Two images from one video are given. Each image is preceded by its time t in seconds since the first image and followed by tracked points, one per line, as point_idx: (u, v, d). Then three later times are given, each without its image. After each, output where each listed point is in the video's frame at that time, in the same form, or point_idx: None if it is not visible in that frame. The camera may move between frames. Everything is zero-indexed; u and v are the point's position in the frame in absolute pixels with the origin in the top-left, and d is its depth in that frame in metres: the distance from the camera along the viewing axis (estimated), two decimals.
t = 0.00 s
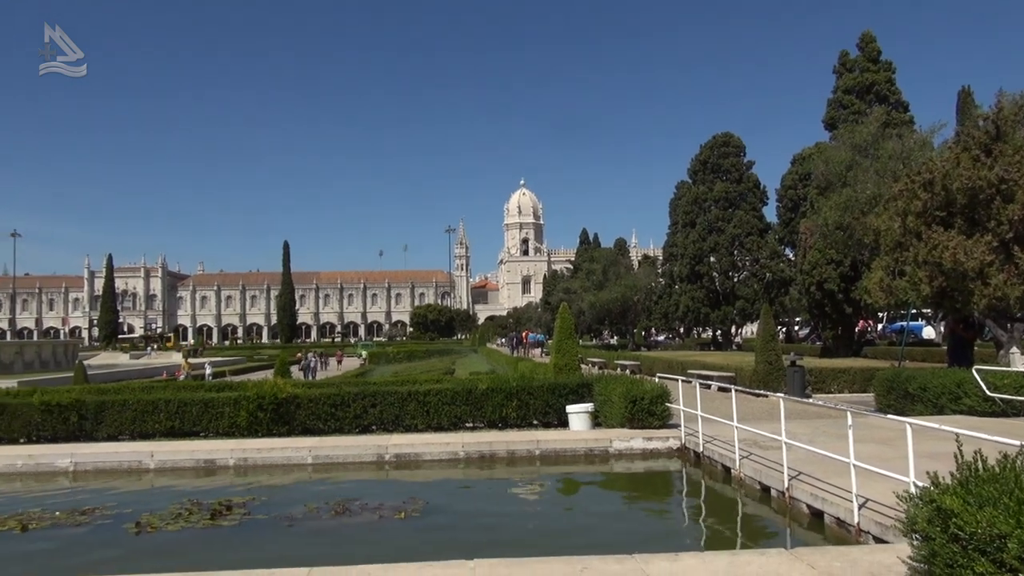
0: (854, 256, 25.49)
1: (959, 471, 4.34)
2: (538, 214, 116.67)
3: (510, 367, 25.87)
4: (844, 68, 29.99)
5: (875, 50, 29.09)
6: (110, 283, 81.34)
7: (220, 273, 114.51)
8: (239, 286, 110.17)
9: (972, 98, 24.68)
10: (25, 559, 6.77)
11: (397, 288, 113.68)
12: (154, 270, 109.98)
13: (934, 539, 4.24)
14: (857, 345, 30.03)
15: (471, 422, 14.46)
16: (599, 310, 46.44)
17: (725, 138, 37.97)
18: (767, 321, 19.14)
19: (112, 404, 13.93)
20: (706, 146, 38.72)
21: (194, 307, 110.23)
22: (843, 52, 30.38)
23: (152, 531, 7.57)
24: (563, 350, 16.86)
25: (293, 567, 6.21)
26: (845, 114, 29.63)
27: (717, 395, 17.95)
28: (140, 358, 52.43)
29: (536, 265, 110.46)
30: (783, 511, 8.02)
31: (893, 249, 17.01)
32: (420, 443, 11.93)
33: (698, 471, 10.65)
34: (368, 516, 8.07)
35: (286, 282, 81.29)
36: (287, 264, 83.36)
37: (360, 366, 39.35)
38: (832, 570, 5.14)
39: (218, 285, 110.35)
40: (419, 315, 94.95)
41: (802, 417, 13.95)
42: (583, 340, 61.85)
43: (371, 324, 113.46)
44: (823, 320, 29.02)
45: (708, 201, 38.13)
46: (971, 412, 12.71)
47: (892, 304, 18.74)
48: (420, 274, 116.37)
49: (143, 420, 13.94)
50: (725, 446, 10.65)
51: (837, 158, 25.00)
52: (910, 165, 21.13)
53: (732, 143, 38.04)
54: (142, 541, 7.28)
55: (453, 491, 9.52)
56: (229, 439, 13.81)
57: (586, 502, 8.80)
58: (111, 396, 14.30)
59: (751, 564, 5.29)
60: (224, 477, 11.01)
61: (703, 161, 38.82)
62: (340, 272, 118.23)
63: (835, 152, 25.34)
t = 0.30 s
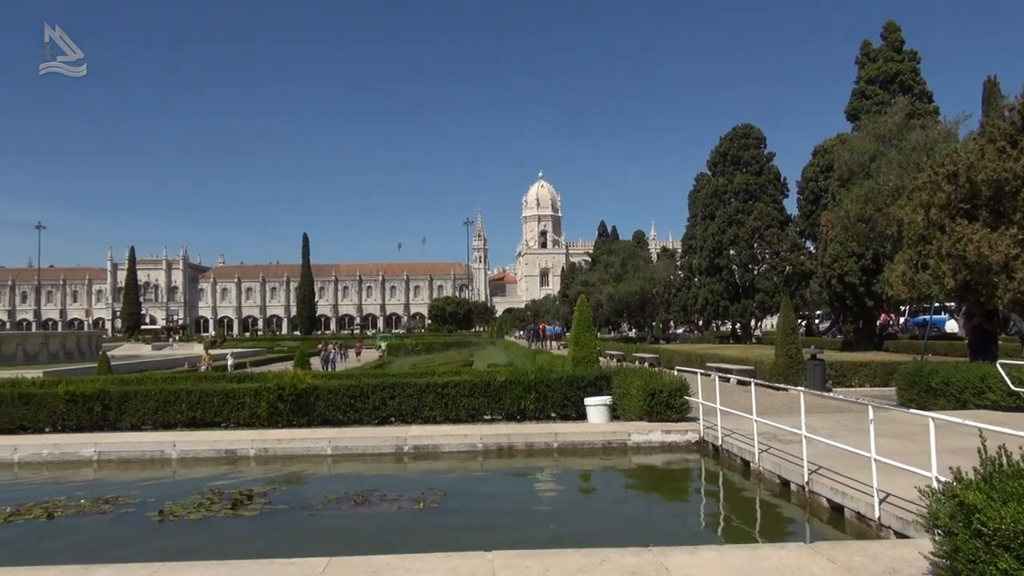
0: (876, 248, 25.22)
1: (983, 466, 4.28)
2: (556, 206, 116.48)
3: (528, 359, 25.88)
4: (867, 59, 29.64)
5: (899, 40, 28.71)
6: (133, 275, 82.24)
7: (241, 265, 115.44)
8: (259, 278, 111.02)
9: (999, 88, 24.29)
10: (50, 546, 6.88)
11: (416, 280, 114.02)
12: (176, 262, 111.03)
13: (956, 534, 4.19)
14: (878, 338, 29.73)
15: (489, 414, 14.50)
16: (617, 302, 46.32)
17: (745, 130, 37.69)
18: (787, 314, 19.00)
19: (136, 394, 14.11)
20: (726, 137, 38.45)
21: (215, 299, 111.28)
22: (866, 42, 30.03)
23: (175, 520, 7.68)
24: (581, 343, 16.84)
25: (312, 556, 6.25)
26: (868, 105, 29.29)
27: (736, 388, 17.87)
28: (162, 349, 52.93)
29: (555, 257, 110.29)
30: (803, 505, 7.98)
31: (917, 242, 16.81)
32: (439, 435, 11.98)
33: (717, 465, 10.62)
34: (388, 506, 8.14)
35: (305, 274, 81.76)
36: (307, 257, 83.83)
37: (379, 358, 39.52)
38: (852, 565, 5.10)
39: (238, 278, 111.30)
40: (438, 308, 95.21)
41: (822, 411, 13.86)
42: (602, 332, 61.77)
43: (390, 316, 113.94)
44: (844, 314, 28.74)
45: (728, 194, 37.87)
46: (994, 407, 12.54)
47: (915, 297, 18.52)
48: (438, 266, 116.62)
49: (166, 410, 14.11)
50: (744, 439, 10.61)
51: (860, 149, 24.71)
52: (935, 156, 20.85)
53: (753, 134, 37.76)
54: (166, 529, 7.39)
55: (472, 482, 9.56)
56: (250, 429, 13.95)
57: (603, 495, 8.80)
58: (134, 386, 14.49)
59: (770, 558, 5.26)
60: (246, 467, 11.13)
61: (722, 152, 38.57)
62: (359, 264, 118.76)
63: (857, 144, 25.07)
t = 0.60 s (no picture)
0: (896, 242, 24.97)
1: (1006, 462, 4.22)
2: (572, 199, 116.21)
3: (544, 352, 25.87)
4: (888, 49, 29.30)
5: (922, 30, 28.31)
6: (153, 268, 82.96)
7: (259, 258, 116.18)
8: (277, 271, 111.71)
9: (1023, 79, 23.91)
10: (71, 535, 6.97)
11: (432, 273, 114.28)
12: (195, 255, 111.87)
13: (978, 530, 4.13)
14: (898, 332, 29.44)
15: (505, 407, 14.52)
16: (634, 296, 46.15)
17: (764, 121, 37.38)
18: (806, 308, 18.86)
19: (155, 386, 14.26)
20: (744, 129, 38.18)
21: (234, 291, 112.18)
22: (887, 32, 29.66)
23: (194, 510, 7.75)
24: (598, 336, 16.81)
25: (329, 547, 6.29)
26: (889, 96, 28.98)
27: (754, 382, 17.77)
28: (182, 342, 53.43)
29: (571, 250, 110.10)
30: (822, 500, 7.91)
31: (938, 235, 16.61)
32: (455, 427, 12.00)
33: (734, 459, 10.56)
34: (404, 498, 8.17)
35: (322, 267, 82.15)
36: (324, 249, 84.23)
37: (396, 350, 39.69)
38: (872, 560, 5.06)
39: (256, 270, 112.06)
40: (454, 301, 95.38)
41: (842, 406, 13.76)
42: (618, 326, 61.68)
43: (406, 309, 114.33)
44: (864, 307, 28.49)
45: (746, 186, 37.60)
46: (1016, 403, 12.35)
47: (937, 291, 18.31)
48: (454, 259, 116.80)
49: (185, 402, 14.24)
50: (761, 433, 10.55)
51: (881, 140, 24.43)
52: (957, 148, 20.58)
53: (772, 126, 37.47)
54: (186, 519, 7.47)
55: (489, 474, 9.58)
56: (268, 420, 14.06)
57: (619, 488, 8.78)
58: (154, 377, 14.64)
59: (788, 553, 5.23)
60: (264, 458, 11.21)
61: (740, 145, 38.29)
62: (375, 258, 119.17)
63: (878, 135, 24.77)
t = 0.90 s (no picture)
0: (915, 235, 24.73)
1: None
2: (587, 193, 115.88)
3: (558, 345, 25.89)
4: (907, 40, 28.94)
5: (943, 21, 27.92)
6: (170, 262, 83.54)
7: (275, 252, 116.77)
8: (293, 265, 112.25)
9: None
10: (90, 525, 7.04)
11: (447, 266, 114.44)
12: (211, 248, 112.54)
13: (999, 527, 4.08)
14: (915, 327, 29.19)
15: (520, 400, 14.52)
16: (649, 290, 45.97)
17: (780, 114, 37.11)
18: (822, 302, 18.72)
19: (173, 378, 14.38)
20: (760, 122, 37.89)
21: (250, 284, 112.86)
22: (907, 23, 29.30)
23: (212, 501, 7.81)
24: (612, 330, 16.77)
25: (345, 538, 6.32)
26: (908, 89, 28.68)
27: (769, 377, 17.68)
28: (199, 334, 53.82)
29: (585, 244, 109.86)
30: (839, 495, 7.86)
31: (958, 228, 16.42)
32: (469, 421, 12.02)
33: (750, 453, 10.52)
34: (420, 491, 8.19)
35: (337, 260, 82.44)
36: (339, 242, 84.49)
37: (410, 343, 39.81)
38: (890, 556, 5.01)
39: (272, 263, 112.66)
40: (469, 294, 95.47)
41: (859, 400, 13.66)
42: (632, 320, 61.55)
43: (421, 302, 114.60)
44: (881, 301, 28.25)
45: (762, 179, 37.33)
46: None
47: (956, 285, 18.12)
48: (469, 252, 116.84)
49: (202, 394, 14.36)
50: (778, 428, 10.49)
51: (899, 132, 24.17)
52: (978, 140, 20.32)
53: (788, 119, 37.19)
54: (203, 510, 7.53)
55: (504, 468, 9.59)
56: (284, 413, 14.14)
57: (634, 481, 8.76)
58: (171, 369, 14.76)
59: (804, 548, 5.20)
60: (280, 449, 11.28)
61: (757, 137, 38.04)
62: (390, 251, 119.42)
63: (897, 127, 24.50)
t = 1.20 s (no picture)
0: (936, 229, 24.44)
1: None
2: (603, 186, 115.49)
3: (575, 338, 25.91)
4: (929, 31, 28.52)
5: (966, 11, 27.50)
6: (189, 255, 84.19)
7: (292, 245, 117.42)
8: (310, 258, 112.82)
9: None
10: (111, 515, 7.13)
11: (463, 260, 114.57)
12: (229, 241, 113.30)
13: (1022, 524, 4.02)
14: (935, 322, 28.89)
15: (536, 394, 14.52)
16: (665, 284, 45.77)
17: (799, 106, 36.77)
18: (841, 296, 18.55)
19: (192, 369, 14.51)
20: (778, 114, 37.56)
21: (267, 277, 113.60)
22: (929, 13, 28.88)
23: (230, 492, 7.87)
24: (628, 324, 16.70)
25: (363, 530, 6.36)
26: (929, 80, 28.32)
27: (787, 371, 17.57)
28: (217, 326, 54.23)
29: (602, 237, 109.49)
30: (857, 491, 7.79)
31: (980, 221, 16.21)
32: (485, 414, 12.03)
33: (767, 448, 10.46)
34: (436, 483, 8.21)
35: (354, 253, 82.73)
36: (356, 236, 84.75)
37: (426, 336, 39.94)
38: (909, 552, 4.97)
39: (289, 257, 113.35)
40: (484, 288, 95.52)
41: (878, 395, 13.54)
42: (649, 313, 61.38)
43: (436, 296, 114.89)
44: (901, 296, 27.98)
45: (780, 172, 37.02)
46: None
47: (978, 279, 17.89)
48: (485, 246, 116.88)
49: (221, 385, 14.48)
50: (796, 423, 10.41)
51: (920, 125, 23.86)
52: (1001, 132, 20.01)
53: (807, 111, 36.85)
54: (222, 501, 7.60)
55: (520, 461, 9.58)
56: (302, 405, 14.23)
57: (651, 476, 8.73)
58: (190, 361, 14.89)
59: (822, 543, 5.16)
60: (298, 441, 11.35)
61: (775, 130, 37.72)
62: (406, 244, 119.72)
63: (918, 120, 24.18)
